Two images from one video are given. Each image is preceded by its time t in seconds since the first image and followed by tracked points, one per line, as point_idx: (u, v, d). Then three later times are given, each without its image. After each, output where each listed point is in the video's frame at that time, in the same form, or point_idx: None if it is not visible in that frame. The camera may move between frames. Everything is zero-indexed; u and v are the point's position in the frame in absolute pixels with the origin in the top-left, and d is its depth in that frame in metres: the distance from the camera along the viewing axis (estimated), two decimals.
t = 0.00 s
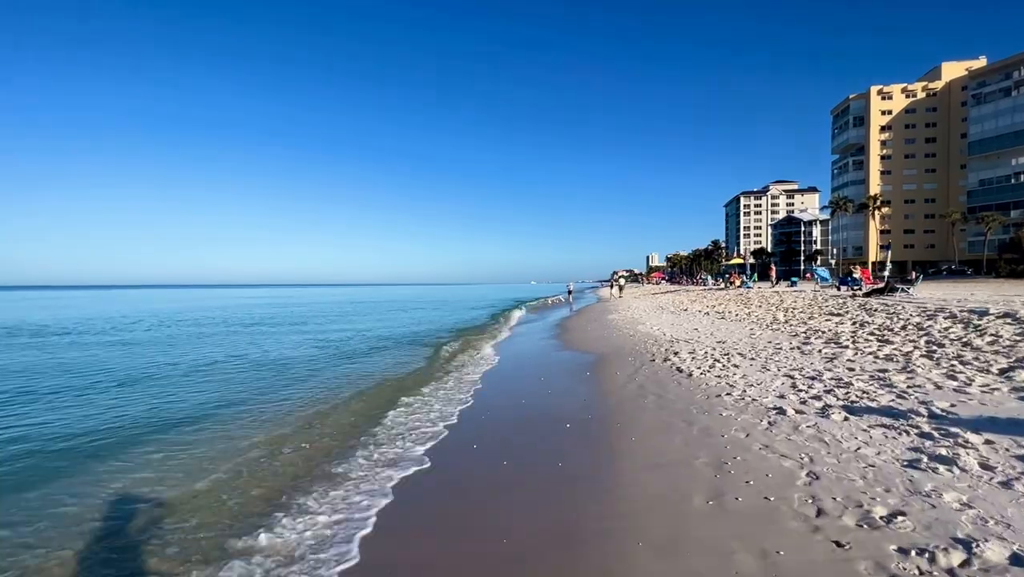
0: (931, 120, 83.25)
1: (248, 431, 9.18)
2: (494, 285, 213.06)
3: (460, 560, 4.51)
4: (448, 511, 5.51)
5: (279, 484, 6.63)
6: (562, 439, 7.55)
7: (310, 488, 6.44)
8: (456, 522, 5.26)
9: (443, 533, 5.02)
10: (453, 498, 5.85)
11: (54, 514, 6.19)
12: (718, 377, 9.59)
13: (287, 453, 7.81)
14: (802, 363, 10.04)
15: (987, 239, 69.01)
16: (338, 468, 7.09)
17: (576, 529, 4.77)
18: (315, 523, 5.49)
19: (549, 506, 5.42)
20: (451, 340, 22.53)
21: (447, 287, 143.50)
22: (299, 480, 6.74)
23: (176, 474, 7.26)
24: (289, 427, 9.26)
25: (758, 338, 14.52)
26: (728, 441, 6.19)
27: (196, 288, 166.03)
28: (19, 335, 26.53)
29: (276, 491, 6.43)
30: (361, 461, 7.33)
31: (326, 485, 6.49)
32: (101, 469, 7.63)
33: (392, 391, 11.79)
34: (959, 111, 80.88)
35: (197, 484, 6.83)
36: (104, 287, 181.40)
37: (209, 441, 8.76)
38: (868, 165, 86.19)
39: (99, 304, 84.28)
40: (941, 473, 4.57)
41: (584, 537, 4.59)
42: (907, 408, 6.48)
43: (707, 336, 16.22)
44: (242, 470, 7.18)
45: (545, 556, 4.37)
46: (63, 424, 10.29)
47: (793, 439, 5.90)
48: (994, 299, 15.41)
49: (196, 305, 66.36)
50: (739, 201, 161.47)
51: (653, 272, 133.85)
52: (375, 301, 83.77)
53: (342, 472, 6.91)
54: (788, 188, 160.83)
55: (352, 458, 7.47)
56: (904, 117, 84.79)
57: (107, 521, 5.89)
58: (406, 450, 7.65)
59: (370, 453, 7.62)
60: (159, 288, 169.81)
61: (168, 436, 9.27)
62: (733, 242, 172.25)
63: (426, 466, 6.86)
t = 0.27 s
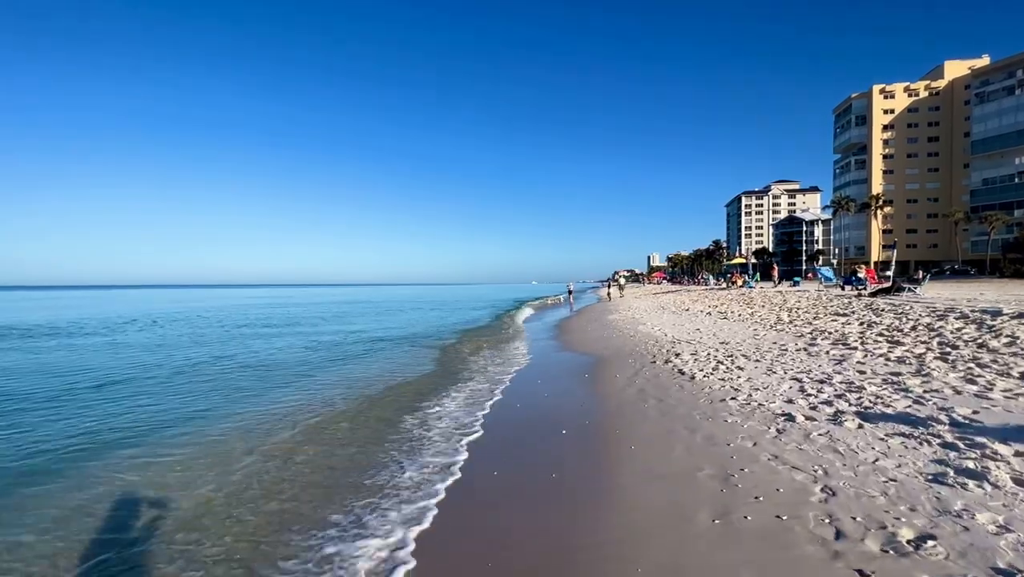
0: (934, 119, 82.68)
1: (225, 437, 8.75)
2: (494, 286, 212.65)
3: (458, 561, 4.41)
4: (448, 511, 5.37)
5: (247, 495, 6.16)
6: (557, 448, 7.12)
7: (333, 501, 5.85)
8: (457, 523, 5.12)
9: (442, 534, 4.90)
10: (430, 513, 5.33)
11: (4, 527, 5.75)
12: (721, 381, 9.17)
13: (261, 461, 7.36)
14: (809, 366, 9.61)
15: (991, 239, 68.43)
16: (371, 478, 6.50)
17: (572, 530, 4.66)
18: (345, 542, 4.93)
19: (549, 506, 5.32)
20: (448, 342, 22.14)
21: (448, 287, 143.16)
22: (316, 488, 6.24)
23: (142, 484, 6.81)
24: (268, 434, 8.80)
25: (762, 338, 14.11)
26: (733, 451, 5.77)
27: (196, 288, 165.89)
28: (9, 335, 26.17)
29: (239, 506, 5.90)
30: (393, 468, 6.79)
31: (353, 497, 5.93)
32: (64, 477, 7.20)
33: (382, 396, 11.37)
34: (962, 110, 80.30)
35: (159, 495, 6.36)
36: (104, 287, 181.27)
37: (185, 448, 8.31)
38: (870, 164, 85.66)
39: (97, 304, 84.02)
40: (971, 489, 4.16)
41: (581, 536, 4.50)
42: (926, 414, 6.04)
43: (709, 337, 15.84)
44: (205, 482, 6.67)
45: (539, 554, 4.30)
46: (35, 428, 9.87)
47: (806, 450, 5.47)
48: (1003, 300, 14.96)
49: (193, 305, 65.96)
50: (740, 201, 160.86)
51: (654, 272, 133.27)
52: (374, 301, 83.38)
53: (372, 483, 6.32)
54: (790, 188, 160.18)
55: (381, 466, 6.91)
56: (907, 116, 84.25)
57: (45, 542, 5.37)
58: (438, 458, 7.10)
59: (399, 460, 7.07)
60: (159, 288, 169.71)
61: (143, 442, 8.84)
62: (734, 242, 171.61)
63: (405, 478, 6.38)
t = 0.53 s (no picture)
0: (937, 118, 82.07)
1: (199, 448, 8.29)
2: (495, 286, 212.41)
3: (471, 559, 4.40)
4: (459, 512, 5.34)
5: (208, 518, 5.69)
6: (551, 460, 6.70)
7: (357, 520, 5.35)
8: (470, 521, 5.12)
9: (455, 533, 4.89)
10: (407, 539, 4.86)
11: None
12: (725, 388, 8.76)
13: (230, 476, 6.89)
14: (817, 372, 9.19)
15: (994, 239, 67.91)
16: (398, 492, 6.02)
17: (571, 532, 4.68)
18: (383, 569, 4.42)
19: (549, 506, 5.32)
20: (443, 344, 21.67)
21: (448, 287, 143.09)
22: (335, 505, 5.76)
23: (104, 502, 6.36)
24: (246, 445, 8.35)
25: (765, 342, 13.71)
26: (739, 467, 5.38)
27: (197, 288, 166.11)
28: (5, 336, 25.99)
29: (204, 527, 5.50)
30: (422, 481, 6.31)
31: (383, 514, 5.44)
32: (28, 490, 6.84)
33: (370, 403, 10.92)
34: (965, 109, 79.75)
35: (117, 517, 5.91)
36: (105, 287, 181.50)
37: (155, 460, 7.86)
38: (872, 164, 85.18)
39: (98, 304, 84.07)
40: (1007, 519, 3.74)
41: (579, 537, 4.53)
42: (947, 428, 5.62)
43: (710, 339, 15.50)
44: (168, 503, 6.20)
45: (537, 554, 4.35)
46: (3, 437, 9.42)
47: (818, 467, 5.06)
48: (1013, 302, 14.51)
49: (192, 306, 65.81)
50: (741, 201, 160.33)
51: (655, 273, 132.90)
52: (374, 302, 83.12)
53: (400, 497, 5.84)
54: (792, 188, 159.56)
55: (407, 479, 6.42)
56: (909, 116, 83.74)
57: None
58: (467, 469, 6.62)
59: (424, 473, 6.58)
60: (160, 288, 169.86)
61: (115, 453, 8.40)
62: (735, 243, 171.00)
63: (385, 496, 5.91)
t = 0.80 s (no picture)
0: (940, 117, 81.43)
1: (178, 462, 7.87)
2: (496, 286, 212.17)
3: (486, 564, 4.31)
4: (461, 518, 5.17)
5: (172, 546, 5.27)
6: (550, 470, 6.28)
7: (332, 539, 5.00)
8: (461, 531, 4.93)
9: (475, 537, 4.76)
10: (389, 567, 4.42)
11: None
12: (732, 391, 8.35)
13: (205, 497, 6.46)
14: (828, 374, 8.78)
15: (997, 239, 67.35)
16: (438, 503, 5.58)
17: (571, 530, 4.71)
18: None
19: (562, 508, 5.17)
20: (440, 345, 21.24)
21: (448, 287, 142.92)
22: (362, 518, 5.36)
23: (67, 527, 5.95)
24: (227, 457, 7.92)
25: (771, 342, 13.31)
26: (750, 478, 4.99)
27: (198, 288, 166.64)
28: None
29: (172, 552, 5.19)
30: (460, 490, 5.88)
31: (425, 529, 5.01)
32: None
33: (362, 409, 10.48)
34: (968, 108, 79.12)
35: (74, 546, 5.50)
36: (106, 287, 181.53)
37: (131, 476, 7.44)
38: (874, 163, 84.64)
39: (97, 305, 83.99)
40: None
41: (579, 535, 4.58)
42: (975, 437, 5.20)
43: (714, 339, 15.13)
44: (132, 529, 5.77)
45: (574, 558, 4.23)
46: None
47: (837, 480, 4.67)
48: None
49: (190, 307, 65.53)
50: (743, 201, 159.76)
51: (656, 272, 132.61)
52: (374, 301, 82.81)
53: (440, 509, 5.40)
54: (794, 187, 158.95)
55: (442, 488, 5.99)
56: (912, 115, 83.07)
57: None
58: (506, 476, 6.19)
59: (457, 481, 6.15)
60: (160, 288, 169.68)
61: (89, 467, 7.98)
62: (737, 242, 170.47)
63: (368, 515, 5.47)
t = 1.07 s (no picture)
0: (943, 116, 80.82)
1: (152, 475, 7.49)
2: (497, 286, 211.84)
3: None
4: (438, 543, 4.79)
5: (124, 575, 4.87)
6: (546, 486, 5.86)
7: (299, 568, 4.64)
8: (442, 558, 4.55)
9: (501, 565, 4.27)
10: None
11: None
12: (740, 399, 7.93)
13: (173, 516, 6.06)
14: (840, 380, 8.36)
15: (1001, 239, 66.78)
16: (484, 523, 5.08)
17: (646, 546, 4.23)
18: None
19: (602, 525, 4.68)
20: (438, 348, 20.87)
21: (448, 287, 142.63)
22: (381, 546, 4.85)
23: (26, 547, 5.59)
24: (206, 470, 7.53)
25: (777, 345, 12.90)
26: (764, 499, 4.58)
27: (198, 288, 166.64)
28: None
29: None
30: (507, 508, 5.37)
31: (475, 556, 4.50)
32: None
33: (354, 417, 10.07)
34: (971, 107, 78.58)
35: (30, 568, 5.17)
36: (106, 287, 181.53)
37: (101, 491, 7.06)
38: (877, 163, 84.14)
39: (96, 305, 83.88)
40: None
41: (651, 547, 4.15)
42: (1007, 454, 4.78)
43: (717, 342, 14.74)
44: (87, 552, 5.38)
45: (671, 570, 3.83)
46: None
47: (860, 502, 4.25)
48: None
49: (188, 307, 65.28)
50: (744, 201, 159.21)
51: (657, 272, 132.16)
52: (373, 302, 82.54)
53: (488, 531, 4.89)
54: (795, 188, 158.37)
55: (484, 506, 5.49)
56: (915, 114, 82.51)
57: None
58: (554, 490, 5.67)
59: (494, 498, 5.64)
60: (160, 288, 169.66)
61: (61, 478, 7.63)
62: (738, 242, 169.93)
63: (342, 540, 5.05)
